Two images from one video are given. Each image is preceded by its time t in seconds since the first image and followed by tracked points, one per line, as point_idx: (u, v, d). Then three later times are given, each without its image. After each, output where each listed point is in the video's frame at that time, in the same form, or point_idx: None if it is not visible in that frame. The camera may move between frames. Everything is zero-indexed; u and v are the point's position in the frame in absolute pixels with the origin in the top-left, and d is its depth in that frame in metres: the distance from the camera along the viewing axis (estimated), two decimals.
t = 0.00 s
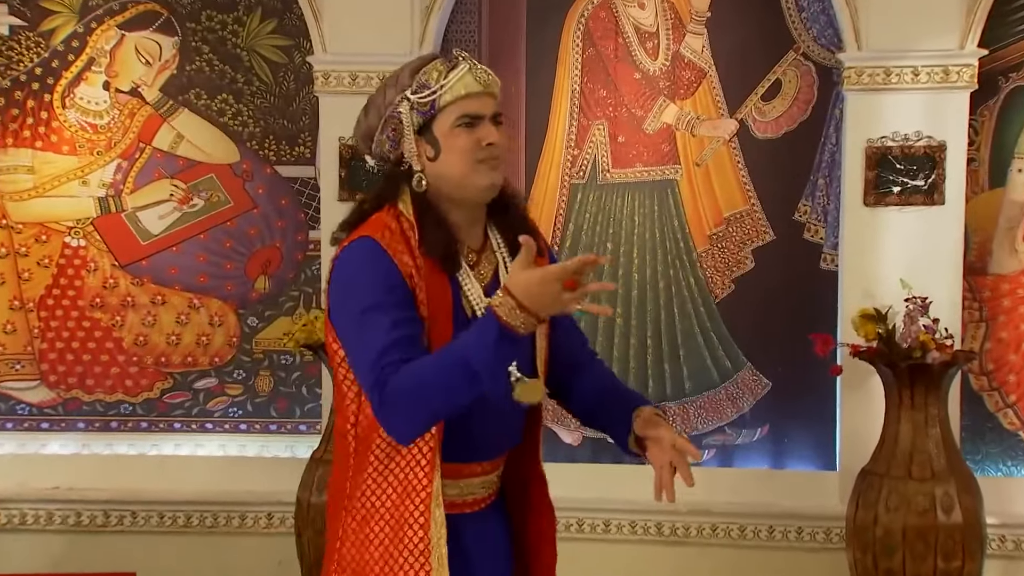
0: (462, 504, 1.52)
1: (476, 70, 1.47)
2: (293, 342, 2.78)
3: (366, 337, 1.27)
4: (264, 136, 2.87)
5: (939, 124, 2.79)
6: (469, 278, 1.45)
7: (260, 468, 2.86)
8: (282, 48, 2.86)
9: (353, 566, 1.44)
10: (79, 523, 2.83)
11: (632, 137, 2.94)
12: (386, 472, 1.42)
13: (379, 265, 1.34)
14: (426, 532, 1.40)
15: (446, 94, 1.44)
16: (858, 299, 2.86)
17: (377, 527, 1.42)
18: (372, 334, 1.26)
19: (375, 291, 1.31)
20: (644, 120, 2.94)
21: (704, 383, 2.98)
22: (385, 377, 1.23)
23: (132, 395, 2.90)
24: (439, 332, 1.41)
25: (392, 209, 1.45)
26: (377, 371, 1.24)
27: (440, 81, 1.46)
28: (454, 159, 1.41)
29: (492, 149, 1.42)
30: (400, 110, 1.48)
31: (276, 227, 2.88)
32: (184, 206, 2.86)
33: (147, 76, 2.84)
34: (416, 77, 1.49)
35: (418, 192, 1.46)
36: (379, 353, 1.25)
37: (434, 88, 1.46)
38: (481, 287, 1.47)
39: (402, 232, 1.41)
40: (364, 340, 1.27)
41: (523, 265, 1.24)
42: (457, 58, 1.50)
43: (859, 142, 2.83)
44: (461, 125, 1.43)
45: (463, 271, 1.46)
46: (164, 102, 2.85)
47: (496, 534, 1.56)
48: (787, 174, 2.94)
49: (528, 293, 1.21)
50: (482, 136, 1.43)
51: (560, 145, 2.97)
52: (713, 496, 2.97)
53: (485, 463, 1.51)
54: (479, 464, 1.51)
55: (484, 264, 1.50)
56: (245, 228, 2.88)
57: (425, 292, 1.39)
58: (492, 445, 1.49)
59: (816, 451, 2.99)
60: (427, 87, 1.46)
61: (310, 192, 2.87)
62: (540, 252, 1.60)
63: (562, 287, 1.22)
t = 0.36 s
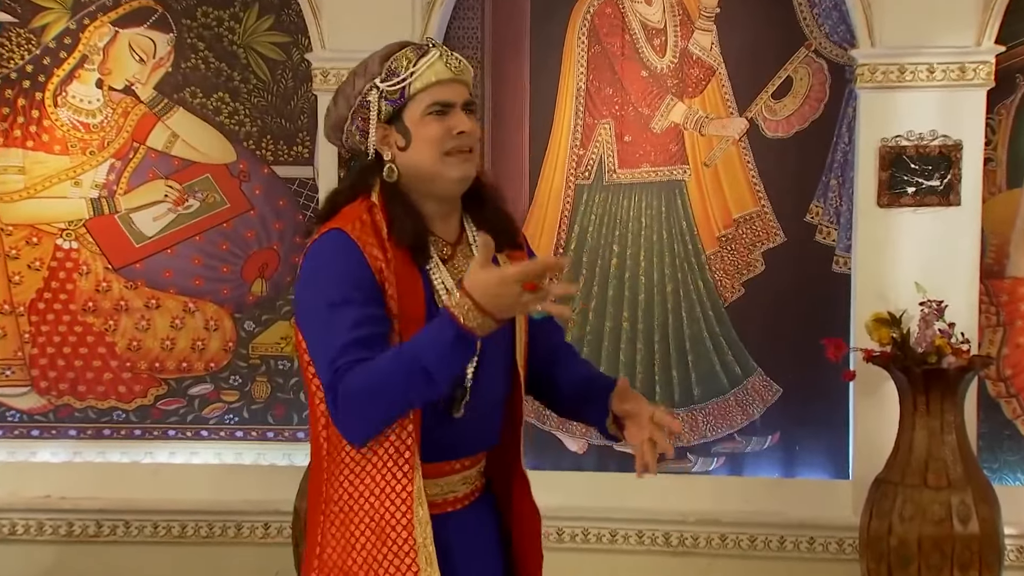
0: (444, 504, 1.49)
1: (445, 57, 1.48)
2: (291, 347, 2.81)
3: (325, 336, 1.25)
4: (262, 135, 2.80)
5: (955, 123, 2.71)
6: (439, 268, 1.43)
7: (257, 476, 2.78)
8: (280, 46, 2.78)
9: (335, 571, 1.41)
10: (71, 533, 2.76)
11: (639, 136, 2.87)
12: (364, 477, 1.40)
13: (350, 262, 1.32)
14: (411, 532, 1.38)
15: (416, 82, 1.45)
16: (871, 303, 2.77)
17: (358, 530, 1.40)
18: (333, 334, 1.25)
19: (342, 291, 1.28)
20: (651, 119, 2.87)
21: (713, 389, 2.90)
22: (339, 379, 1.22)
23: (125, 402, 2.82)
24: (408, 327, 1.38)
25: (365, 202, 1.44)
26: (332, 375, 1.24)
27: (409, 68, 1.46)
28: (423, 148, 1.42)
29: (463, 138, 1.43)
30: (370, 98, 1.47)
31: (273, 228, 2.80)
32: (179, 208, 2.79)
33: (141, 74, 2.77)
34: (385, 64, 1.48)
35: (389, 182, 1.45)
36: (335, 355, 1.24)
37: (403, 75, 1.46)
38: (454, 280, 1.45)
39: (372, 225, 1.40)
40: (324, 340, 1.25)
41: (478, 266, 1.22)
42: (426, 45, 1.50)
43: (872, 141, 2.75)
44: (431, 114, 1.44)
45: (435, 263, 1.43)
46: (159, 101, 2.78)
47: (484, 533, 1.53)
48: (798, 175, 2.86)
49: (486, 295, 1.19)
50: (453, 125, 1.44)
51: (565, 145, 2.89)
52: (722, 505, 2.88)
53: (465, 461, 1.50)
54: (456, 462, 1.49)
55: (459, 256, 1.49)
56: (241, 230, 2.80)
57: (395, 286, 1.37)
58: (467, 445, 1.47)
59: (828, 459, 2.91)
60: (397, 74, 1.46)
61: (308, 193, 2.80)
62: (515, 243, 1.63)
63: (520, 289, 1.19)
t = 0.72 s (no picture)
0: (470, 507, 1.33)
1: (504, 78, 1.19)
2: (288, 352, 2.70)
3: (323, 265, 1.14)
4: (261, 133, 2.71)
5: (978, 121, 2.61)
6: (468, 268, 1.31)
7: (257, 485, 2.69)
8: (281, 41, 2.70)
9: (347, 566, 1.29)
10: (64, 544, 2.67)
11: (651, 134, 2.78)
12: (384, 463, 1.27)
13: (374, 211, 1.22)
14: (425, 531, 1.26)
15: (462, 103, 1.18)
16: (891, 306, 2.68)
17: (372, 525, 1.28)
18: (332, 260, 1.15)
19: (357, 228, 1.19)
20: (663, 116, 2.77)
21: (728, 395, 2.81)
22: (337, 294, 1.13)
23: (120, 408, 2.73)
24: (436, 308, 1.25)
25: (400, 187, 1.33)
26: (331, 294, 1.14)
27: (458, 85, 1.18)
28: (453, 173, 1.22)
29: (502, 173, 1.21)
30: (414, 107, 1.23)
31: (273, 229, 2.71)
32: (177, 208, 2.70)
33: (137, 71, 2.69)
34: (432, 74, 1.23)
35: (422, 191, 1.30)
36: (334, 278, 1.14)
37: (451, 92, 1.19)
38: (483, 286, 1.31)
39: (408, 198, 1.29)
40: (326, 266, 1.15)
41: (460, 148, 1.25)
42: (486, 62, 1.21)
43: (892, 139, 2.65)
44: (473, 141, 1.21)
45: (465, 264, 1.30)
46: (156, 98, 2.69)
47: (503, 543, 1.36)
48: (815, 174, 2.77)
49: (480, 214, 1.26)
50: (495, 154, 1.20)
51: (574, 143, 2.80)
52: (737, 515, 2.79)
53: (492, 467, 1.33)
54: (479, 466, 1.32)
55: (492, 260, 1.34)
56: (241, 231, 2.71)
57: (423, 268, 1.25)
58: (491, 449, 1.32)
59: (847, 468, 2.81)
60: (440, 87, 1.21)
61: (310, 193, 2.72)
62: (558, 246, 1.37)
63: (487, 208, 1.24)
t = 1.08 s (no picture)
0: (445, 518, 1.45)
1: (476, 97, 1.40)
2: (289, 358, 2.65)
3: (302, 360, 1.39)
4: (259, 134, 2.65)
5: (994, 121, 2.54)
6: (444, 298, 1.44)
7: (253, 495, 2.62)
8: (279, 40, 2.64)
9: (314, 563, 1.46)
10: (55, 555, 2.60)
11: (658, 135, 2.71)
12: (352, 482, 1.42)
13: (336, 291, 1.38)
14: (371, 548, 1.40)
15: (438, 120, 1.40)
16: (904, 311, 2.61)
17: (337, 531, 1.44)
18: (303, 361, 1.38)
19: (320, 319, 1.38)
20: (670, 117, 2.71)
21: (736, 403, 2.74)
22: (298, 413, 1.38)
23: (114, 416, 2.66)
24: (388, 357, 1.38)
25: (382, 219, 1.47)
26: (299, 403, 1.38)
27: (439, 103, 1.41)
28: (441, 192, 1.40)
29: (475, 188, 1.37)
30: (406, 120, 1.46)
31: (271, 232, 2.65)
32: (172, 211, 2.64)
33: (132, 70, 2.62)
34: (426, 89, 1.45)
35: (417, 209, 1.45)
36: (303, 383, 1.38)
37: (434, 108, 1.41)
38: (463, 318, 1.44)
39: (375, 249, 1.41)
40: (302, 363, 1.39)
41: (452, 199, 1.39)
42: (467, 79, 1.43)
43: (905, 139, 2.58)
44: (449, 156, 1.39)
45: (440, 294, 1.43)
46: (151, 98, 2.63)
47: (476, 556, 1.46)
48: (827, 175, 2.70)
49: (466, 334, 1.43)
50: (469, 172, 1.38)
51: (579, 144, 2.74)
52: (746, 526, 2.71)
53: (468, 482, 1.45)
54: (451, 480, 1.44)
55: (477, 291, 1.46)
56: (237, 234, 2.65)
57: (388, 311, 1.38)
58: (459, 470, 1.43)
59: (860, 477, 2.74)
60: (428, 105, 1.42)
61: (309, 195, 2.65)
62: (556, 285, 1.48)
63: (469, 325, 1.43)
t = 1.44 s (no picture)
0: (441, 517, 1.34)
1: (441, 75, 1.32)
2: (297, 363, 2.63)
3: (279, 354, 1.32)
4: (266, 137, 2.62)
5: (1013, 123, 2.50)
6: (424, 279, 1.35)
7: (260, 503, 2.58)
8: (287, 41, 2.60)
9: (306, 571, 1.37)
10: (60, 563, 2.56)
11: (670, 138, 2.67)
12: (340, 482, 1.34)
13: (317, 276, 1.32)
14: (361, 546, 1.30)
15: (404, 99, 1.33)
16: (921, 315, 2.56)
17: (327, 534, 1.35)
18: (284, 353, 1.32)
19: (300, 305, 1.32)
20: (683, 119, 2.67)
21: (751, 409, 2.69)
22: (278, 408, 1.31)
23: (119, 422, 2.62)
24: (368, 340, 1.29)
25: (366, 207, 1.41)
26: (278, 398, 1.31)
27: (406, 82, 1.34)
28: (411, 170, 1.31)
29: (441, 164, 1.28)
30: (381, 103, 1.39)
31: (279, 236, 2.62)
32: (178, 214, 2.60)
33: (138, 72, 2.59)
34: (397, 67, 1.37)
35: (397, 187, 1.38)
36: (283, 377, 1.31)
37: (403, 87, 1.34)
38: (442, 302, 1.35)
39: (356, 234, 1.36)
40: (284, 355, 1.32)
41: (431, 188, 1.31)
42: (434, 56, 1.35)
43: (922, 142, 2.54)
44: (416, 134, 1.31)
45: (421, 277, 1.35)
46: (158, 100, 2.60)
47: (479, 559, 1.34)
48: (843, 178, 2.66)
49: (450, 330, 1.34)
50: (434, 149, 1.29)
51: (591, 147, 2.70)
52: (760, 534, 2.67)
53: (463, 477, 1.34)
54: (443, 475, 1.34)
55: (459, 275, 1.37)
56: (244, 238, 2.61)
57: (367, 292, 1.31)
58: (451, 462, 1.33)
59: (877, 485, 2.69)
60: (399, 83, 1.35)
61: (316, 198, 2.62)
62: (540, 271, 1.37)
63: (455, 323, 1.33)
